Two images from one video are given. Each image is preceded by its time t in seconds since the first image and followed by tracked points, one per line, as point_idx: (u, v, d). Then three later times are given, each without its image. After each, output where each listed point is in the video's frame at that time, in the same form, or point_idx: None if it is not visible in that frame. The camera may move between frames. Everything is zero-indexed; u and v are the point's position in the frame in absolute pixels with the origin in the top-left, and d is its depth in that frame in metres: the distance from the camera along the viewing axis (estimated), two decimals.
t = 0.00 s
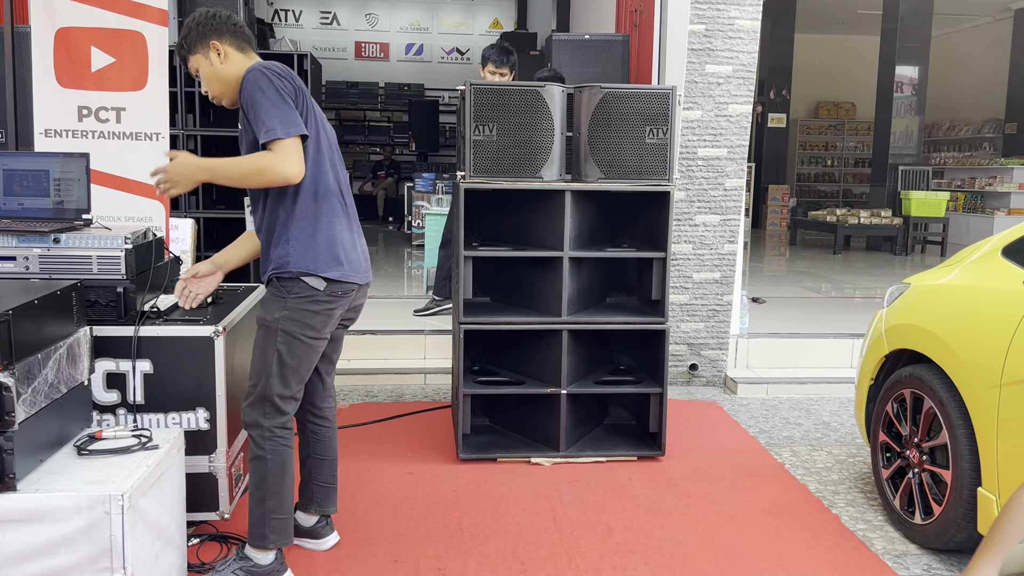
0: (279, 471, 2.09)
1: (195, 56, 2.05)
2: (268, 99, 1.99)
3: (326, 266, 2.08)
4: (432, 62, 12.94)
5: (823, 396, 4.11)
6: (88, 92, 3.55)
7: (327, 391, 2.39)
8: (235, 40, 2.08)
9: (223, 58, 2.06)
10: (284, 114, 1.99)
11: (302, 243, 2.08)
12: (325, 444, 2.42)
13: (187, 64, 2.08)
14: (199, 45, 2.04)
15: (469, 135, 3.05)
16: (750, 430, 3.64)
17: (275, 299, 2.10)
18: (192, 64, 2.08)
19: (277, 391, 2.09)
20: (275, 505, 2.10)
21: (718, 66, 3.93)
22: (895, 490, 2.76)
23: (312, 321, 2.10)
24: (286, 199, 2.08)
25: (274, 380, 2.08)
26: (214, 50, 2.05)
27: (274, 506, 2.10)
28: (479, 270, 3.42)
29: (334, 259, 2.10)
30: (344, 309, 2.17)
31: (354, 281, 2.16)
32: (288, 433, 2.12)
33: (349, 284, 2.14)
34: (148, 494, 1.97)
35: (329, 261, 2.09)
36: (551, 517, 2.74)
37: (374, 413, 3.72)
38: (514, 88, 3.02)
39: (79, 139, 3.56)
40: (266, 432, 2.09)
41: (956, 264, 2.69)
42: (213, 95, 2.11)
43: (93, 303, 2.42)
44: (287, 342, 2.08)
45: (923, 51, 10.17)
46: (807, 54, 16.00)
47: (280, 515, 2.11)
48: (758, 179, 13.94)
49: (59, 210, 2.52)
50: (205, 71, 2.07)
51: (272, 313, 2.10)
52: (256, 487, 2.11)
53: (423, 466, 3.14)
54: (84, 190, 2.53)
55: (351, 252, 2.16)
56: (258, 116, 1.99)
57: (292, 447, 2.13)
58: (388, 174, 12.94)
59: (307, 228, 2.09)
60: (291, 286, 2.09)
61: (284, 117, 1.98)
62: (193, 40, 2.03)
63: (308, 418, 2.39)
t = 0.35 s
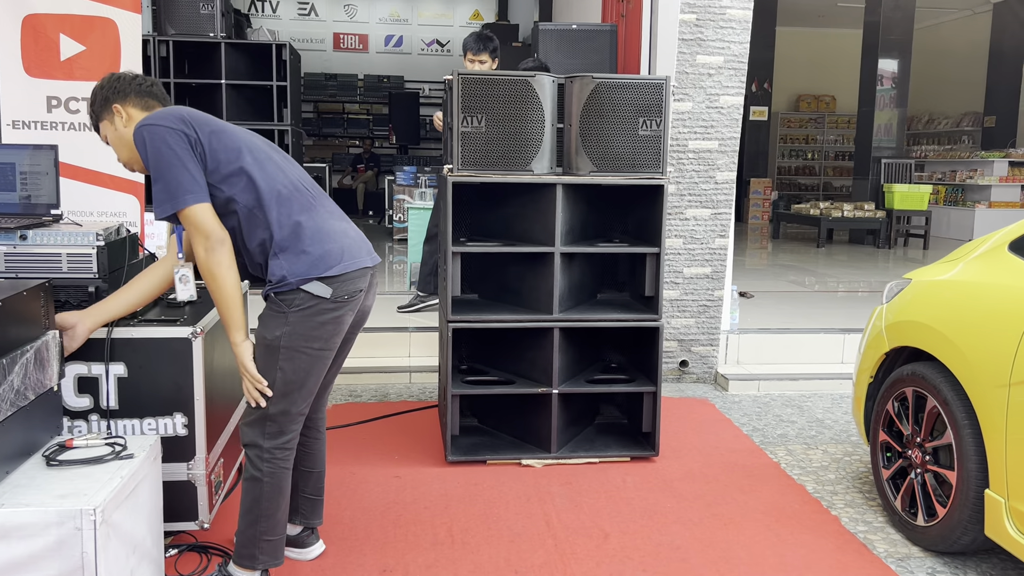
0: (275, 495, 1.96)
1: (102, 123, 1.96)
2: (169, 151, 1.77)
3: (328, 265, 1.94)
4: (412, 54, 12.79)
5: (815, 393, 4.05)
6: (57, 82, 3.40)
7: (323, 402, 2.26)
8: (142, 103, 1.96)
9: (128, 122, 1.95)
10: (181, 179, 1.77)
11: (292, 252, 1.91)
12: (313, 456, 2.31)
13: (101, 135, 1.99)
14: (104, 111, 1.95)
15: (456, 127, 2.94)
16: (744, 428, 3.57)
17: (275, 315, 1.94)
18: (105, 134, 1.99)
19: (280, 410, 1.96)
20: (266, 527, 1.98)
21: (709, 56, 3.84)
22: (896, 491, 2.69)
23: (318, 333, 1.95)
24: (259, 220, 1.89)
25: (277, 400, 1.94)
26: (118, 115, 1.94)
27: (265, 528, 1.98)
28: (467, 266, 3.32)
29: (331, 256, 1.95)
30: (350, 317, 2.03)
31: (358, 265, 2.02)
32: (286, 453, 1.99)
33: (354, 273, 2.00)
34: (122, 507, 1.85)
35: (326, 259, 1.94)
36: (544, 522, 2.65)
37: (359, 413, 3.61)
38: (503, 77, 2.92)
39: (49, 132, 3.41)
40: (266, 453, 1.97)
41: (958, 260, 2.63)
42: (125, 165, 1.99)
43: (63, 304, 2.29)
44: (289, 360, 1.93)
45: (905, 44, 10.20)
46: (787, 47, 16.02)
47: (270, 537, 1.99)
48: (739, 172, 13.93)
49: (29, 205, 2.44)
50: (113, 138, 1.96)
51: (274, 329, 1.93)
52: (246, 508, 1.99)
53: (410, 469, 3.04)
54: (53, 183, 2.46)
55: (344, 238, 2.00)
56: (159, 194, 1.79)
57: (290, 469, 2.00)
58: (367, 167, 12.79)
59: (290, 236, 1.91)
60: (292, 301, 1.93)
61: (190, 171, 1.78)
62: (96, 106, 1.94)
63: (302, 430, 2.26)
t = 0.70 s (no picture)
0: (260, 520, 1.84)
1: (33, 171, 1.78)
2: (107, 183, 1.61)
3: (315, 269, 1.81)
4: (384, 44, 12.56)
5: (806, 391, 3.97)
6: (16, 71, 3.22)
7: (313, 416, 2.13)
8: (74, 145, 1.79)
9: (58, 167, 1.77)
10: (127, 211, 1.61)
11: (274, 261, 1.77)
12: (301, 475, 2.17)
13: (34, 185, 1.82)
14: (32, 158, 1.78)
15: (442, 118, 2.79)
16: (738, 429, 3.48)
17: (261, 332, 1.80)
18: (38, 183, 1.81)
19: (270, 433, 1.83)
20: (248, 554, 1.85)
21: (700, 46, 3.73)
22: (901, 496, 2.60)
23: (309, 348, 1.82)
24: (234, 237, 1.74)
25: (267, 424, 1.81)
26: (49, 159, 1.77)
27: (246, 555, 1.85)
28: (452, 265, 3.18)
29: (318, 262, 1.82)
30: (343, 326, 1.90)
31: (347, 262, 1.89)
32: (274, 476, 1.87)
33: (344, 272, 1.87)
34: (88, 535, 1.69)
35: (312, 263, 1.81)
36: (538, 534, 2.53)
37: (339, 418, 3.46)
38: (490, 66, 2.78)
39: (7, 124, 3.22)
40: (251, 477, 1.84)
41: (965, 258, 2.53)
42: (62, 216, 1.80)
43: (22, 311, 2.11)
44: (280, 379, 1.80)
45: (882, 36, 10.19)
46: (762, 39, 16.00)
47: (253, 563, 1.86)
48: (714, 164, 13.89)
49: None
50: (46, 185, 1.79)
51: (260, 349, 1.79)
52: (228, 534, 1.86)
53: (395, 478, 2.89)
54: (10, 181, 2.36)
55: (328, 236, 1.87)
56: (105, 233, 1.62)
57: (276, 492, 1.88)
58: (340, 160, 12.56)
59: (270, 244, 1.77)
60: (278, 318, 1.79)
61: (133, 205, 1.62)
62: (24, 154, 1.78)
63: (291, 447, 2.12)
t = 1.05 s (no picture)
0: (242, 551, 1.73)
1: None
2: (67, 205, 1.51)
3: (299, 285, 1.70)
4: (358, 38, 12.38)
5: (795, 393, 3.92)
6: None
7: (297, 436, 2.02)
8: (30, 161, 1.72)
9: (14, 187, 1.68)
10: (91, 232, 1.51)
11: (255, 278, 1.66)
12: (284, 498, 2.05)
13: None
14: None
15: (427, 120, 2.69)
16: (729, 435, 3.42)
17: (242, 354, 1.69)
18: None
19: (250, 458, 1.72)
20: None
21: (688, 44, 3.65)
22: (901, 506, 2.55)
23: (293, 369, 1.72)
24: (210, 255, 1.63)
25: (247, 450, 1.71)
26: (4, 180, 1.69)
27: None
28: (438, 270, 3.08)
29: (302, 278, 1.71)
30: (329, 345, 1.80)
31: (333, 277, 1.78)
32: (255, 503, 1.76)
33: (331, 288, 1.76)
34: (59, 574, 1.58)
35: (295, 279, 1.70)
36: (532, 552, 2.44)
37: (320, 428, 3.35)
38: (477, 66, 2.68)
39: None
40: (230, 505, 1.73)
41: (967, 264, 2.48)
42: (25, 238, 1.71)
43: None
44: (262, 403, 1.69)
45: (858, 32, 10.22)
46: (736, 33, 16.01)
47: None
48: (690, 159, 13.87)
49: None
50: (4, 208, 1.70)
51: (241, 372, 1.69)
52: (208, 566, 1.75)
53: (381, 493, 2.79)
54: None
55: (312, 248, 1.76)
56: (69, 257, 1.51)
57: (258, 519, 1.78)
58: (313, 155, 12.36)
59: (251, 261, 1.66)
60: (260, 339, 1.68)
61: (97, 227, 1.51)
62: None
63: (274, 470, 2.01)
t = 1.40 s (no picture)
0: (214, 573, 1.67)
1: None
2: (30, 218, 1.44)
3: (273, 300, 1.63)
4: (334, 35, 12.27)
5: (778, 396, 3.90)
6: None
7: (270, 451, 1.96)
8: None
9: None
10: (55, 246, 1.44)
11: (227, 293, 1.60)
12: (258, 516, 1.99)
13: None
14: None
15: (406, 124, 2.63)
16: (713, 440, 3.39)
17: (213, 371, 1.62)
18: None
19: (219, 477, 1.66)
20: None
21: (670, 44, 3.62)
22: (888, 513, 2.53)
23: (266, 387, 1.65)
24: (181, 268, 1.56)
25: (217, 470, 1.65)
26: None
27: None
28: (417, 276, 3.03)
29: (276, 292, 1.64)
30: (304, 360, 1.73)
31: (308, 290, 1.71)
32: (227, 523, 1.70)
33: (307, 301, 1.70)
34: None
35: (268, 293, 1.63)
36: (515, 564, 2.40)
37: (299, 437, 3.28)
38: (457, 68, 2.62)
39: None
40: (200, 526, 1.67)
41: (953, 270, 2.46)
42: None
43: None
44: (233, 421, 1.63)
45: (835, 29, 10.27)
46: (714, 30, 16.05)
47: None
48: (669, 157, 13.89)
49: None
50: None
51: (210, 390, 1.62)
52: None
53: (362, 505, 2.74)
54: None
55: (286, 260, 1.69)
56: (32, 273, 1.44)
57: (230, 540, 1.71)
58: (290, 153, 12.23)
59: (223, 275, 1.59)
60: (230, 355, 1.62)
61: (63, 242, 1.44)
62: None
63: (247, 487, 1.94)
